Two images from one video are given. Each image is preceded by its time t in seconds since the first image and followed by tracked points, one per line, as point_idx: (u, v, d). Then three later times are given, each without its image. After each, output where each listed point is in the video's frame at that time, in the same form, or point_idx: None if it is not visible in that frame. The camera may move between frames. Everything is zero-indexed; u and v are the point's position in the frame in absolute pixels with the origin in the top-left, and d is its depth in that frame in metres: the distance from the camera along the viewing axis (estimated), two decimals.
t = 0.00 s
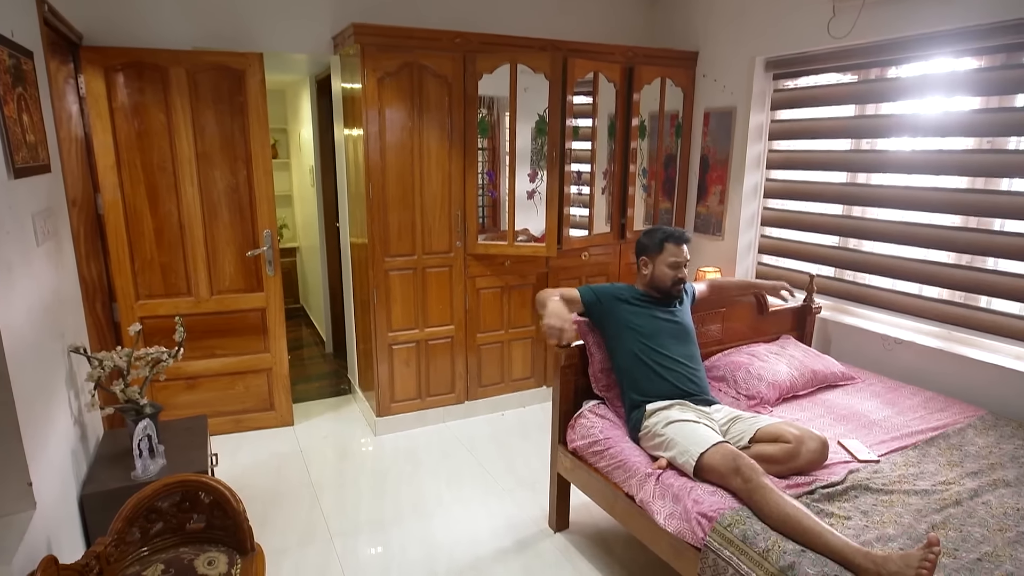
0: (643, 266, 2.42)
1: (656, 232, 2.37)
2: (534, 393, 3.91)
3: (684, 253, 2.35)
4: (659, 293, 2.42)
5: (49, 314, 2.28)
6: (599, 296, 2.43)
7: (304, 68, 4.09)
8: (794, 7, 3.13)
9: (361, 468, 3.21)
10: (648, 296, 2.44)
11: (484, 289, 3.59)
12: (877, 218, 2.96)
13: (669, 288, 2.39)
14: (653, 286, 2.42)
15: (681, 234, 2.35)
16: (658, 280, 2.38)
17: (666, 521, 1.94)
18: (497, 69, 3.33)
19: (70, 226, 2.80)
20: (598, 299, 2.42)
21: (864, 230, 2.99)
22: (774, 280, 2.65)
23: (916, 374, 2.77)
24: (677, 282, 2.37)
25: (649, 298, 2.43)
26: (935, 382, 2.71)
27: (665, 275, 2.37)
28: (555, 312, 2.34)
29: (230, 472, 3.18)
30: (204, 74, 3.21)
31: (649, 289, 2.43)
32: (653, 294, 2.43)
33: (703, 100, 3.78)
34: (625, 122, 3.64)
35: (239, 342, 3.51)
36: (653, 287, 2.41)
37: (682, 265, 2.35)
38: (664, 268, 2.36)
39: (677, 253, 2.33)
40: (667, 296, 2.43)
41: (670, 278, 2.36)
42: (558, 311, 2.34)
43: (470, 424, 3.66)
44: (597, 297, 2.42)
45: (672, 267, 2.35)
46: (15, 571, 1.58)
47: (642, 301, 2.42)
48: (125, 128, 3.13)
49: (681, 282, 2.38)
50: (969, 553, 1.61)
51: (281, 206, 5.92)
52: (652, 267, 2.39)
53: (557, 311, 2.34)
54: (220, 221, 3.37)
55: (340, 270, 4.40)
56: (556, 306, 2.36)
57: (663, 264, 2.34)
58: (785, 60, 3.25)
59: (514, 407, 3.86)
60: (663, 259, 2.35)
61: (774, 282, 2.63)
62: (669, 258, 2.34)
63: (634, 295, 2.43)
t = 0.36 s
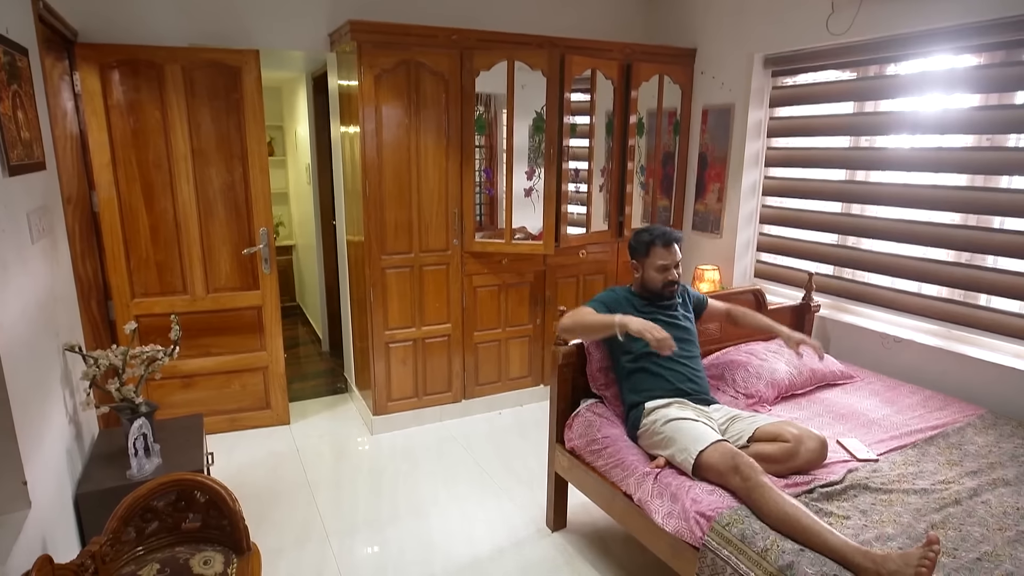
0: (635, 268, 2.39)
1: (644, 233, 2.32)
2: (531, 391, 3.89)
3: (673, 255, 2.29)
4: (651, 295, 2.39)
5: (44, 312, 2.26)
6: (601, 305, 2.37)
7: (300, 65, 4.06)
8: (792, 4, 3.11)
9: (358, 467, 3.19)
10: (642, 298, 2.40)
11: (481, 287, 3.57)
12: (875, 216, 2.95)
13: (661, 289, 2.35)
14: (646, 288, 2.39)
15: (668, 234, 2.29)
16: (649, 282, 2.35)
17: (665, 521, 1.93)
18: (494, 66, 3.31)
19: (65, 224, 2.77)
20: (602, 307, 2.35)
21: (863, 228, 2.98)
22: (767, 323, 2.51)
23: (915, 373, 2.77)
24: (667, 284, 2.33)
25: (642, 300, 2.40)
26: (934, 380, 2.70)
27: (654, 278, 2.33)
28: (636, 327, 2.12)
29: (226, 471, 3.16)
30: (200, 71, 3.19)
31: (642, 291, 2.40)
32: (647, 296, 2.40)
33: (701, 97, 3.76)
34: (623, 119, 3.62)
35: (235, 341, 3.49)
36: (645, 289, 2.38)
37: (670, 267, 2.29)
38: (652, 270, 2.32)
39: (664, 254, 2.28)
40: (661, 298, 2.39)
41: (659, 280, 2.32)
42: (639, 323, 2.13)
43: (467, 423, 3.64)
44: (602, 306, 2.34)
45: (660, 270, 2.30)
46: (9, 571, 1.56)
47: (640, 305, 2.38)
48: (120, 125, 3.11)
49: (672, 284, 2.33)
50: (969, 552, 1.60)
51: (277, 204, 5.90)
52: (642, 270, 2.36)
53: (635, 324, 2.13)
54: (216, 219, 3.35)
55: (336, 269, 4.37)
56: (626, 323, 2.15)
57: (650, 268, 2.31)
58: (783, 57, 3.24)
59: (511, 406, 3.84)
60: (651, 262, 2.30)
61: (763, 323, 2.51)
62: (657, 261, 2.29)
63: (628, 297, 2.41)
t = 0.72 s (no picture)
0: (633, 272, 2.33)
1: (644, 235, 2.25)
2: (529, 390, 3.88)
3: (673, 257, 2.23)
4: (650, 298, 2.33)
5: (39, 311, 2.24)
6: (608, 315, 2.27)
7: (296, 62, 4.04)
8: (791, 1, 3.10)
9: (354, 466, 3.18)
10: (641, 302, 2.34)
11: (478, 285, 3.56)
12: (875, 213, 2.94)
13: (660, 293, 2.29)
14: (644, 292, 2.33)
15: (667, 236, 2.24)
16: (648, 286, 2.28)
17: (662, 520, 1.93)
18: (491, 62, 3.30)
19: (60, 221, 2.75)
20: (612, 318, 2.25)
21: (861, 226, 2.97)
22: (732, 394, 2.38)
23: (914, 371, 2.76)
24: (667, 287, 2.27)
25: (642, 304, 2.33)
26: (933, 379, 2.70)
27: (654, 282, 2.27)
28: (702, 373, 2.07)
29: (222, 470, 3.14)
30: (196, 68, 3.17)
31: (641, 295, 2.33)
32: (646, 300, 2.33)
33: (699, 94, 3.75)
34: (620, 116, 3.61)
35: (231, 339, 3.47)
36: (643, 292, 2.32)
37: (670, 270, 2.24)
38: (652, 274, 2.26)
39: (664, 258, 2.22)
40: (661, 301, 2.33)
41: (659, 283, 2.26)
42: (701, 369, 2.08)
43: (464, 422, 3.63)
44: (611, 319, 2.24)
45: (661, 273, 2.24)
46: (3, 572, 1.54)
47: (643, 309, 2.31)
48: (116, 123, 3.08)
49: (672, 287, 2.28)
50: (968, 551, 1.60)
51: (273, 202, 5.86)
52: (641, 274, 2.29)
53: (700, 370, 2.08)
54: (211, 216, 3.33)
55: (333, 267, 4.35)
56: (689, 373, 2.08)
57: (650, 271, 2.24)
58: (781, 54, 3.23)
59: (508, 404, 3.83)
60: (650, 265, 2.24)
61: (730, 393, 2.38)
62: (657, 264, 2.23)
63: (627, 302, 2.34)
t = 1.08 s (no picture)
0: (649, 268, 2.23)
1: (672, 233, 2.17)
2: (526, 388, 3.86)
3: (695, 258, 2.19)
4: (660, 296, 2.28)
5: (34, 309, 2.22)
6: (624, 312, 2.19)
7: (292, 59, 4.02)
8: None
9: (350, 465, 3.16)
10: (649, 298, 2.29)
11: (475, 283, 3.54)
12: (873, 211, 2.93)
13: (674, 292, 2.25)
14: (657, 289, 2.26)
15: (693, 237, 2.19)
16: (665, 284, 2.22)
17: (659, 520, 1.92)
18: (488, 59, 3.27)
19: (55, 218, 2.73)
20: (629, 315, 2.17)
21: (860, 224, 2.96)
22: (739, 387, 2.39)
23: (913, 369, 2.75)
24: (684, 287, 2.23)
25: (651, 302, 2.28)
26: (932, 377, 2.69)
27: (673, 280, 2.21)
28: (757, 401, 1.96)
29: (217, 469, 3.12)
30: (191, 65, 3.14)
31: (651, 291, 2.27)
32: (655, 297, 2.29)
33: (697, 91, 3.74)
34: (618, 113, 3.59)
35: (226, 337, 3.45)
36: (657, 289, 2.25)
37: (692, 271, 2.20)
38: (674, 272, 2.19)
39: (689, 258, 2.17)
40: (670, 299, 2.29)
41: (678, 282, 2.21)
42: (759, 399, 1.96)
43: (461, 420, 3.61)
44: (631, 316, 2.16)
45: (683, 273, 2.19)
46: None
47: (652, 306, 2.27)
48: (111, 120, 3.06)
49: (687, 287, 2.24)
50: (968, 550, 1.59)
51: (269, 199, 5.83)
52: (661, 271, 2.21)
53: (754, 397, 1.97)
54: (207, 213, 3.30)
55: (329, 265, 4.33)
56: (744, 396, 1.97)
57: (674, 270, 2.18)
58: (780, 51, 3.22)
59: (505, 403, 3.82)
60: (675, 264, 2.17)
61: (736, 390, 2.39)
62: (682, 264, 2.17)
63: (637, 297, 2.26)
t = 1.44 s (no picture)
0: (651, 268, 2.18)
1: (675, 231, 2.14)
2: (523, 387, 3.84)
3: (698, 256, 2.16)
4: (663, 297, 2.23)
5: (29, 307, 2.20)
6: (627, 314, 2.14)
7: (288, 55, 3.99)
8: None
9: (347, 464, 3.14)
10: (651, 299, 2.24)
11: (472, 281, 3.52)
12: (872, 209, 2.93)
13: (677, 292, 2.20)
14: (660, 289, 2.21)
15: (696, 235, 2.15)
16: (669, 284, 2.17)
17: (657, 519, 1.91)
18: (485, 56, 3.25)
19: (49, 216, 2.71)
20: (631, 318, 2.12)
21: (859, 221, 2.95)
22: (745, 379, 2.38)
23: (912, 368, 2.75)
24: (688, 286, 2.19)
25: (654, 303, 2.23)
26: (931, 375, 2.69)
27: (676, 280, 2.16)
28: (745, 445, 1.91)
29: (213, 468, 3.10)
30: (187, 62, 3.12)
31: (654, 292, 2.22)
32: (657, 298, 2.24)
33: (695, 88, 3.72)
34: (615, 111, 3.58)
35: (222, 335, 3.43)
36: (660, 289, 2.20)
37: (696, 270, 2.16)
38: (677, 271, 2.15)
39: (693, 256, 2.13)
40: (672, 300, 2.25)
41: (683, 282, 2.16)
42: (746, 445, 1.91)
43: (458, 419, 3.60)
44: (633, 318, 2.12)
45: (687, 272, 2.15)
46: None
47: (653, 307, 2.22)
48: (106, 117, 3.03)
49: (691, 287, 2.20)
50: (968, 549, 1.58)
51: (264, 197, 5.80)
52: (664, 270, 2.16)
53: (744, 442, 1.91)
54: (202, 211, 3.28)
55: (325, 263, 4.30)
56: (734, 436, 1.93)
57: (678, 269, 2.13)
58: (778, 48, 3.21)
59: (502, 401, 3.80)
60: (679, 263, 2.13)
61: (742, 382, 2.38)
62: (686, 263, 2.13)
63: (639, 299, 2.21)
